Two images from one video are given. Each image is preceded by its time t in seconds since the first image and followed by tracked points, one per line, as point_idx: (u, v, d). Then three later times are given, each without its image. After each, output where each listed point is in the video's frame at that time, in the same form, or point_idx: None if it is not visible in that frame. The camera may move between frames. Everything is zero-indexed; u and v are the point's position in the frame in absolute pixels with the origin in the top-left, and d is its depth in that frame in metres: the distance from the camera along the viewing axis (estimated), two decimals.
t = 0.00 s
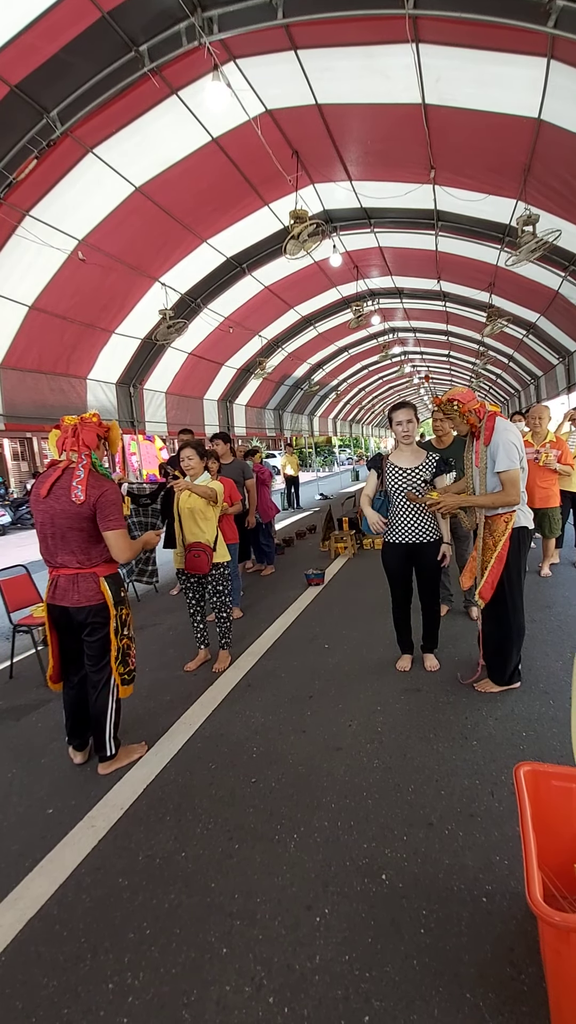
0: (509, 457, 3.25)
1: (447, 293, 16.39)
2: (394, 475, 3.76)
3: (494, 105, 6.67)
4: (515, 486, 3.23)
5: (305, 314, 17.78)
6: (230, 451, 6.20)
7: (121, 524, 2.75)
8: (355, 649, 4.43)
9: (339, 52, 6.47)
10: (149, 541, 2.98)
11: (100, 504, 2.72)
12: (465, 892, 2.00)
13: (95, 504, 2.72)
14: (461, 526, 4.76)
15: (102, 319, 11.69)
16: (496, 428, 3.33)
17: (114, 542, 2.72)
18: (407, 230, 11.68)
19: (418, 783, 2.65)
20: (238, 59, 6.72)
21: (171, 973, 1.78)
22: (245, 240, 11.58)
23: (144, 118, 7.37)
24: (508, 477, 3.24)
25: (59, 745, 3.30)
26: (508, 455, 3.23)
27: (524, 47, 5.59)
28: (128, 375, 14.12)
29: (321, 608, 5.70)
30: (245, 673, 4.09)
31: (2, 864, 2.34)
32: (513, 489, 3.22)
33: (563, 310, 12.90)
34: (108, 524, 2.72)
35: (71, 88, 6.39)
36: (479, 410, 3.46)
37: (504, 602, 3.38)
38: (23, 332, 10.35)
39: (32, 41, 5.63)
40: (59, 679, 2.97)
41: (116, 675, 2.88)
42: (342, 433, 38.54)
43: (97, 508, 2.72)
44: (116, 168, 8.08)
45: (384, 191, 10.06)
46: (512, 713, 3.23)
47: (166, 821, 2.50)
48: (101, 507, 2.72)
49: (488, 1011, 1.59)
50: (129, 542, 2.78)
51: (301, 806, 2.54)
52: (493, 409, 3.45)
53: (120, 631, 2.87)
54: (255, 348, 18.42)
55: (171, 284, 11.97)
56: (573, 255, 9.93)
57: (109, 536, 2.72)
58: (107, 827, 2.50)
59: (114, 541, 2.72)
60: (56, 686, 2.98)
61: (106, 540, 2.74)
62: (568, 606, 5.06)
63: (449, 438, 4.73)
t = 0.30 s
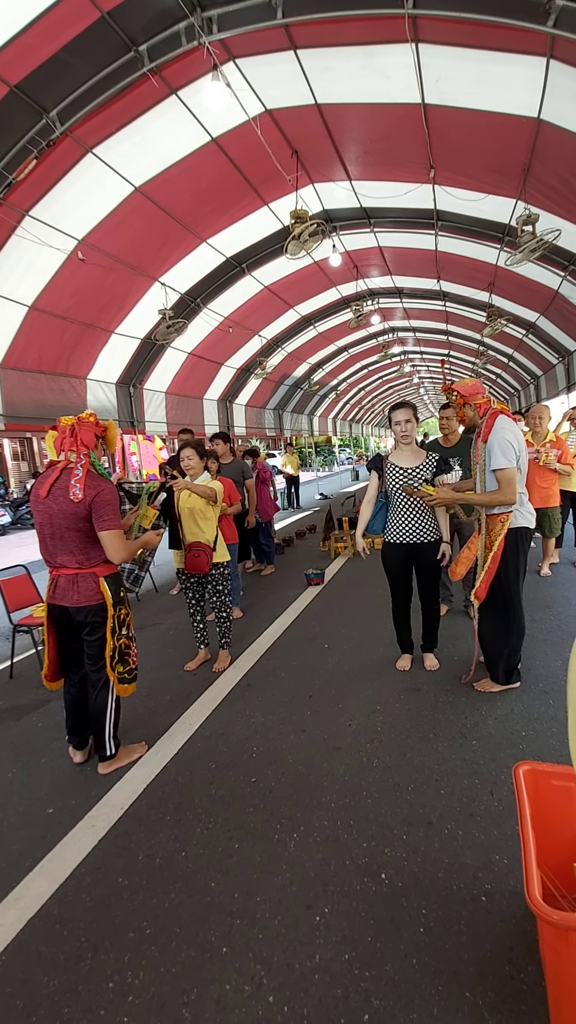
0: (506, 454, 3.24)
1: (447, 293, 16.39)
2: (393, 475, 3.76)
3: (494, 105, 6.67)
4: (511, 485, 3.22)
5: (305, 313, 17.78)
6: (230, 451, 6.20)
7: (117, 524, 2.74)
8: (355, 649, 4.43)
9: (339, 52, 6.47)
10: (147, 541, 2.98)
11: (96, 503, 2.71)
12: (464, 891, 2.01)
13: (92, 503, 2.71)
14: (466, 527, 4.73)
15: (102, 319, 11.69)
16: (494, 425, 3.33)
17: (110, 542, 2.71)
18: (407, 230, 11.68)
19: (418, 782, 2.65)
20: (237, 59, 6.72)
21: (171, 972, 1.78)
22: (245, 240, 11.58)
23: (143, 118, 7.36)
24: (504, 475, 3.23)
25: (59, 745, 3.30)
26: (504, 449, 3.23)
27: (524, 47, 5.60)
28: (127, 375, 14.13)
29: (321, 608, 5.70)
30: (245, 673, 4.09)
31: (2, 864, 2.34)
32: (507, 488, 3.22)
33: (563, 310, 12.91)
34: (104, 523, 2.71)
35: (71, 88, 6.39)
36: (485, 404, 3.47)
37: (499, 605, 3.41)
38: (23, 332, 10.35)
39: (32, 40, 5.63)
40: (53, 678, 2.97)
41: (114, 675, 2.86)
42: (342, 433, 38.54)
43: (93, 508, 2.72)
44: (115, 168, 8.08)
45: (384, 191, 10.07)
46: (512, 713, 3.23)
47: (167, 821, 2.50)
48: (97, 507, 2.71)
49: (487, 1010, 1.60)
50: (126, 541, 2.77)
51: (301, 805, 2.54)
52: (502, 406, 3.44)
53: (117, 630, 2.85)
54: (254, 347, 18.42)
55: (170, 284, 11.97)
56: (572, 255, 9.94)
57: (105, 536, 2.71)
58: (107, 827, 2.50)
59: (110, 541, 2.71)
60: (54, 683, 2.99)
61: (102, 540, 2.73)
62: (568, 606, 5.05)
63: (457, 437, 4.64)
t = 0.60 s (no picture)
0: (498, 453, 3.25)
1: (447, 293, 16.40)
2: (393, 474, 3.76)
3: (493, 105, 6.68)
4: (498, 482, 3.23)
5: (305, 314, 17.79)
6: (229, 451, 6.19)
7: (117, 524, 2.74)
8: (354, 649, 4.43)
9: (338, 53, 6.47)
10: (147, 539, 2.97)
11: (96, 503, 2.72)
12: (464, 890, 2.01)
13: (92, 503, 2.71)
14: (468, 527, 4.73)
15: (102, 319, 11.69)
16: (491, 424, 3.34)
17: (111, 541, 2.71)
18: (406, 230, 11.68)
19: (417, 782, 2.65)
20: (237, 59, 6.72)
21: (171, 971, 1.78)
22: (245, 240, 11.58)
23: (143, 118, 7.36)
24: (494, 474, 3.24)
25: (58, 746, 3.30)
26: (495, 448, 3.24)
27: (523, 47, 5.60)
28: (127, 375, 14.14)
29: (321, 608, 5.70)
30: (245, 673, 4.10)
31: (2, 864, 2.34)
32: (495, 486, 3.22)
33: (563, 309, 12.91)
34: (104, 523, 2.71)
35: (71, 88, 6.39)
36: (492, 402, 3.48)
37: (496, 605, 3.41)
38: (23, 332, 10.35)
39: (32, 40, 5.63)
40: (47, 677, 3.00)
41: (116, 675, 2.85)
42: (342, 433, 38.53)
43: (94, 507, 2.72)
44: (115, 168, 8.08)
45: (383, 191, 10.07)
46: (512, 712, 3.23)
47: (167, 820, 2.50)
48: (98, 507, 2.71)
49: (487, 1009, 1.60)
50: (127, 540, 2.77)
51: (301, 805, 2.54)
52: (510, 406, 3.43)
53: (119, 631, 2.85)
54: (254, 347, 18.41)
55: (170, 284, 11.97)
56: (572, 255, 9.95)
57: (104, 535, 2.71)
58: (107, 826, 2.51)
59: (109, 540, 2.71)
60: (49, 681, 3.02)
61: (101, 538, 2.73)
62: (568, 606, 5.06)
63: (463, 437, 4.62)
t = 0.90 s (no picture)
0: (510, 451, 3.30)
1: (446, 292, 16.40)
2: (393, 474, 3.76)
3: (492, 105, 6.68)
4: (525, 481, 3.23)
5: (304, 314, 17.79)
6: (229, 451, 6.19)
7: (119, 522, 2.75)
8: (354, 649, 4.43)
9: (337, 53, 6.47)
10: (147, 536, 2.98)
11: (97, 502, 2.72)
12: (464, 890, 2.01)
13: (93, 502, 2.72)
14: (468, 527, 4.73)
15: (102, 319, 11.69)
16: (500, 423, 3.39)
17: (113, 539, 2.72)
18: (406, 230, 11.68)
19: (417, 782, 2.65)
20: (236, 59, 6.72)
21: (172, 971, 1.78)
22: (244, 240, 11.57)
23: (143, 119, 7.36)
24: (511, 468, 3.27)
25: (58, 747, 3.30)
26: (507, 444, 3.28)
27: (522, 47, 5.60)
28: (127, 375, 14.14)
29: (321, 608, 5.70)
30: (245, 673, 4.10)
31: (2, 864, 2.35)
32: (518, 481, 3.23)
33: (562, 309, 12.91)
34: (106, 522, 2.72)
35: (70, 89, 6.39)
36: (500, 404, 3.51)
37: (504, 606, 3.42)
38: (23, 333, 10.36)
39: (31, 41, 5.63)
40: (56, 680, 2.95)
41: (109, 675, 2.85)
42: (341, 434, 38.53)
43: (95, 507, 2.72)
44: (115, 169, 8.09)
45: (383, 191, 10.07)
46: (512, 712, 3.23)
47: (167, 820, 2.50)
48: (99, 506, 2.72)
49: (487, 1009, 1.60)
50: (128, 540, 2.78)
51: (301, 805, 2.54)
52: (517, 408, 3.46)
53: (118, 631, 2.87)
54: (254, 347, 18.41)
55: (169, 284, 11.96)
56: (571, 255, 9.95)
57: (105, 533, 2.72)
58: (108, 826, 2.51)
59: (111, 538, 2.72)
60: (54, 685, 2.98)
61: (103, 537, 2.74)
62: (568, 606, 5.05)
63: (467, 436, 4.60)
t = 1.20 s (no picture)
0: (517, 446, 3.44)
1: (446, 293, 16.39)
2: (393, 474, 3.76)
3: (492, 106, 6.68)
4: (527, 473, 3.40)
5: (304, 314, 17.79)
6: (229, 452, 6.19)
7: (117, 523, 2.75)
8: (354, 650, 4.43)
9: (337, 53, 6.47)
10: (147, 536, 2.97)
11: (95, 503, 2.72)
12: (464, 890, 2.01)
13: (91, 503, 2.72)
14: (468, 527, 4.74)
15: (102, 319, 11.69)
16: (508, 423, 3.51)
17: (111, 540, 2.72)
18: (405, 231, 11.68)
19: (418, 782, 2.66)
20: (236, 61, 6.72)
21: (172, 971, 1.78)
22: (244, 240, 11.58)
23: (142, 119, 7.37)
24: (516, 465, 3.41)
25: (58, 747, 3.30)
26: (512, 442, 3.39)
27: (522, 47, 5.59)
28: (127, 376, 14.16)
29: (321, 608, 5.70)
30: (245, 673, 4.10)
31: (3, 864, 2.35)
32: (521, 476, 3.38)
33: (562, 310, 12.91)
34: (104, 522, 2.72)
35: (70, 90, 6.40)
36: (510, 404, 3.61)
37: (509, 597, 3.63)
38: (23, 333, 10.36)
39: (31, 42, 5.64)
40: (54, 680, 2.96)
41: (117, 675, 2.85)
42: (341, 434, 38.53)
43: (93, 507, 2.72)
44: (114, 170, 8.10)
45: (382, 191, 10.07)
46: (512, 712, 3.23)
47: (167, 821, 2.51)
48: (97, 506, 2.72)
49: (487, 1009, 1.60)
50: (126, 540, 2.78)
51: (302, 805, 2.54)
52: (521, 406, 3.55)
53: (117, 631, 2.85)
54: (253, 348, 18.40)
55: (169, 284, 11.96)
56: (571, 255, 9.95)
57: (103, 533, 2.72)
58: (109, 826, 2.51)
59: (109, 539, 2.72)
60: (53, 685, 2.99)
61: (101, 538, 2.74)
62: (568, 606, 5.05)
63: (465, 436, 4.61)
